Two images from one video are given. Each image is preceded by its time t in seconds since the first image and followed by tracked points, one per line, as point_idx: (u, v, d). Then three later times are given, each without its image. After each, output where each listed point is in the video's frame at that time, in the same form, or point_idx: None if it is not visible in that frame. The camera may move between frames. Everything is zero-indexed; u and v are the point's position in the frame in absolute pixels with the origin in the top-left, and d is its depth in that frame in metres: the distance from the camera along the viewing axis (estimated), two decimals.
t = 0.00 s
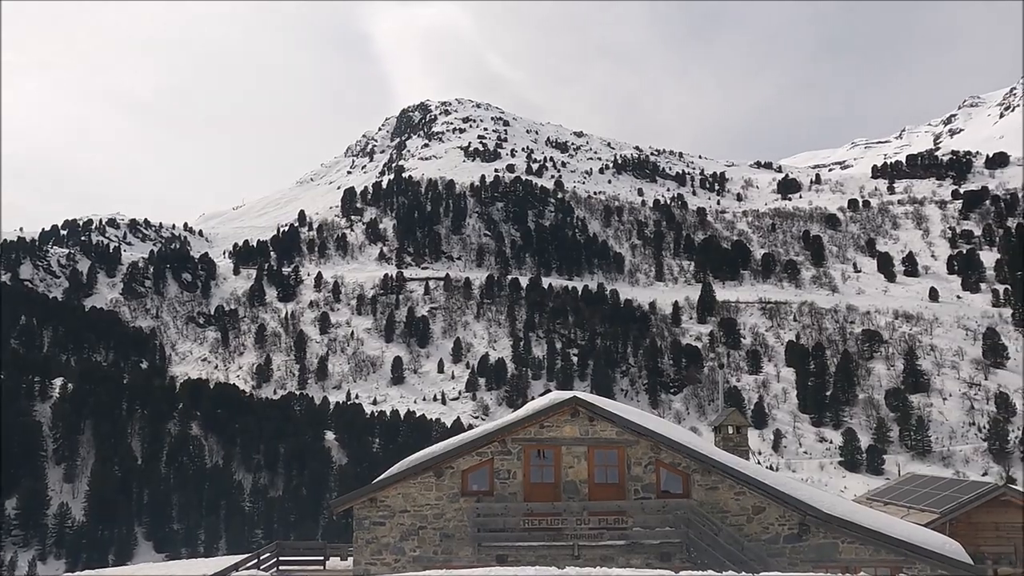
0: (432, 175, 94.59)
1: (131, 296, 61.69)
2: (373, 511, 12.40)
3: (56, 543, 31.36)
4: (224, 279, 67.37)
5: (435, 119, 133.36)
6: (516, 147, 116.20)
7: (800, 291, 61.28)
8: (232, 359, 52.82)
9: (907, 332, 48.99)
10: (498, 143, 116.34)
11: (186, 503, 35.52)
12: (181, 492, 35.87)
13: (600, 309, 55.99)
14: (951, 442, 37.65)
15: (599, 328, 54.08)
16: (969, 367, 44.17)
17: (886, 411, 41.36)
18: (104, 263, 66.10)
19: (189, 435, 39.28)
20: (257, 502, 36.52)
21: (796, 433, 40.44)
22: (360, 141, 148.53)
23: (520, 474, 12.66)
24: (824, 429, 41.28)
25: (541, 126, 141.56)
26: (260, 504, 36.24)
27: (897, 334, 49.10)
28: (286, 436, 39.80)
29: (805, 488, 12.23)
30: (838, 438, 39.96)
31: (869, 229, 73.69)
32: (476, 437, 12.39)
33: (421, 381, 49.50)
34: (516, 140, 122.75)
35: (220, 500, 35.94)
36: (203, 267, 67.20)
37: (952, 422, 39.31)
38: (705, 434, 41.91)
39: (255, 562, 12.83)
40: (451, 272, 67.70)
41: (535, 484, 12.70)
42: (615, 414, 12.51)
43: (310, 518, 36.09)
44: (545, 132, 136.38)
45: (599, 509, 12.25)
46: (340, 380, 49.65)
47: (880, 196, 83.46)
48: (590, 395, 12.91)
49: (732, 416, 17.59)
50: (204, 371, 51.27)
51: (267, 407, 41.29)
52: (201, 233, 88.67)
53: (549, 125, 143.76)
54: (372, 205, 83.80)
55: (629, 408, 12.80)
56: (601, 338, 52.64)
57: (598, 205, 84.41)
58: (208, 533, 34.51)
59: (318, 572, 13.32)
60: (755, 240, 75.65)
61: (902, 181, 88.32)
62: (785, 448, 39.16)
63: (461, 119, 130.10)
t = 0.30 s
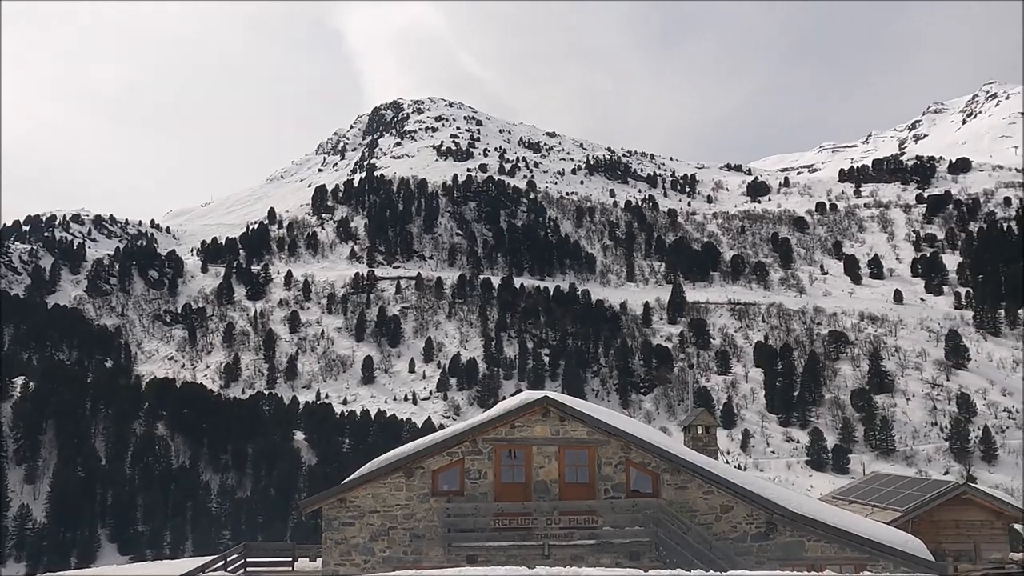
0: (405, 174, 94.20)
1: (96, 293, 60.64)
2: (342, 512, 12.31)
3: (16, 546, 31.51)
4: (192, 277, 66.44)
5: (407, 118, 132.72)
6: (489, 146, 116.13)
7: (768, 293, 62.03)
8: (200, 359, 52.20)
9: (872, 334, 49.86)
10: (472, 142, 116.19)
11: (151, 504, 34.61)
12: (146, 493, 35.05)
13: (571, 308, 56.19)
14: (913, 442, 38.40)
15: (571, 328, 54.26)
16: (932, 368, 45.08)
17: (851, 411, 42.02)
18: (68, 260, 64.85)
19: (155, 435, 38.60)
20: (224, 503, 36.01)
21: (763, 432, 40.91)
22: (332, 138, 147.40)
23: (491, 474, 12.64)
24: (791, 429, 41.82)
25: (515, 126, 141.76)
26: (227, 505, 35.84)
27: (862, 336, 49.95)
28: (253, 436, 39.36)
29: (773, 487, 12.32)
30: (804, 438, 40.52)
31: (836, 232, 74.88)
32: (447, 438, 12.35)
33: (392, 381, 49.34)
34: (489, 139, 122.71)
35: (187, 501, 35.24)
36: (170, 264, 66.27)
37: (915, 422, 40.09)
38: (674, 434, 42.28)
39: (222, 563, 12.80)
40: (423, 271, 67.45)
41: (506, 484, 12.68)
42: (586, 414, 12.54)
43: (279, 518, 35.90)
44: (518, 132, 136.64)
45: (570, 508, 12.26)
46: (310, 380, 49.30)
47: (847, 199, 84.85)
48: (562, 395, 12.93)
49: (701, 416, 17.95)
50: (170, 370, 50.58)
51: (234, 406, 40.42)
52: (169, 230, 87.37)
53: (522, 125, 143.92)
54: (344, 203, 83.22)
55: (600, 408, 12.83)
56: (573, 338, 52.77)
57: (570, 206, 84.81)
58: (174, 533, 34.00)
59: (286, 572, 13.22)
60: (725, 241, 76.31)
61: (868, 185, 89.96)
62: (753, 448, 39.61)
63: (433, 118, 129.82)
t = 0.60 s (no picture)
0: (371, 170, 93.55)
1: (51, 288, 59.23)
2: (304, 510, 12.19)
3: None
4: (151, 272, 65.18)
5: (373, 113, 131.61)
6: (456, 144, 115.85)
7: (731, 292, 62.81)
8: (159, 355, 51.31)
9: (831, 333, 50.80)
10: (439, 139, 115.77)
11: (108, 504, 34.38)
12: (103, 492, 34.74)
13: (537, 306, 56.33)
14: (869, 439, 39.23)
15: (536, 326, 54.41)
16: (888, 367, 46.13)
17: (810, 408, 42.73)
18: (22, 254, 63.18)
19: (111, 433, 37.97)
20: (183, 501, 35.85)
21: (725, 430, 41.46)
22: (298, 132, 145.64)
23: (455, 471, 12.62)
24: (752, 426, 42.47)
25: (482, 123, 141.67)
26: (187, 504, 35.64)
27: (821, 335, 50.85)
28: (214, 434, 38.65)
29: (734, 484, 12.51)
30: (764, 435, 41.17)
31: (797, 233, 76.13)
32: (411, 435, 12.30)
33: (356, 378, 49.02)
34: (456, 136, 122.35)
35: (145, 500, 34.95)
36: (129, 258, 65.02)
37: (872, 419, 40.97)
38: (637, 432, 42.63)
39: (181, 563, 12.62)
40: (388, 268, 67.05)
41: (470, 481, 12.69)
42: (550, 411, 12.57)
43: (240, 515, 35.52)
44: (486, 130, 136.60)
45: (534, 505, 12.30)
46: (272, 377, 48.74)
47: (808, 200, 86.35)
48: (527, 393, 12.94)
49: (665, 413, 17.98)
50: (128, 367, 49.59)
51: (194, 403, 39.64)
52: (127, 224, 85.52)
53: (489, 123, 143.66)
54: (308, 198, 82.37)
55: (565, 405, 12.87)
56: (538, 335, 52.82)
57: (537, 204, 85.03)
58: (131, 533, 33.96)
59: (248, 571, 13.12)
60: (688, 241, 76.74)
61: (829, 186, 91.68)
62: (715, 445, 40.14)
63: (399, 114, 129.24)
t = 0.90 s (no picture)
0: (332, 164, 92.55)
1: None
2: (261, 509, 12.04)
3: None
4: (104, 266, 63.58)
5: (335, 107, 130.30)
6: (419, 139, 115.42)
7: (690, 290, 63.40)
8: (112, 351, 50.17)
9: (787, 331, 51.64)
10: (402, 134, 115.12)
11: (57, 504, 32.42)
12: (52, 492, 32.51)
13: (499, 304, 56.36)
14: (824, 435, 40.02)
15: (498, 323, 54.42)
16: (842, 365, 47.13)
17: (767, 405, 43.39)
18: None
19: (62, 430, 35.95)
20: (136, 500, 35.10)
21: (684, 427, 41.92)
22: (257, 125, 143.26)
23: (415, 469, 12.57)
24: (710, 423, 43.01)
25: (445, 119, 141.28)
26: (140, 503, 34.89)
27: (778, 333, 51.67)
28: (169, 432, 38.38)
29: (691, 480, 12.66)
30: (722, 431, 41.74)
31: (756, 232, 77.26)
32: (371, 432, 12.20)
33: (316, 375, 48.58)
34: (418, 132, 121.61)
35: (97, 500, 33.89)
36: (80, 251, 63.49)
37: (826, 415, 41.80)
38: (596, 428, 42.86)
39: (134, 564, 12.45)
40: (348, 264, 66.41)
41: (431, 479, 12.65)
42: (510, 408, 12.59)
43: (195, 515, 35.36)
44: (449, 126, 136.20)
45: (494, 502, 12.31)
46: (229, 374, 47.95)
47: (766, 201, 87.79)
48: (487, 390, 12.92)
49: (624, 411, 18.40)
50: (79, 363, 48.37)
51: (148, 399, 39.27)
52: (79, 215, 83.29)
53: (452, 118, 143.08)
54: (267, 192, 81.18)
55: (525, 402, 12.88)
56: (500, 332, 52.73)
57: (499, 200, 85.08)
58: (82, 533, 32.66)
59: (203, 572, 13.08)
60: (649, 239, 76.98)
61: (786, 187, 93.39)
62: (674, 441, 40.54)
63: (361, 109, 128.17)
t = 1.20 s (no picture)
0: (290, 159, 91.35)
1: None
2: (215, 508, 11.86)
3: None
4: (52, 260, 61.86)
5: (293, 101, 128.68)
6: (379, 135, 114.68)
7: (649, 289, 63.96)
8: (60, 347, 48.91)
9: (743, 330, 52.43)
10: (362, 129, 114.29)
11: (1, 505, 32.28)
12: None
13: (459, 301, 56.28)
14: (778, 431, 40.79)
15: (458, 320, 54.34)
16: (796, 363, 48.08)
17: (723, 402, 44.06)
18: None
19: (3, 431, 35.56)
20: (85, 501, 33.97)
21: (642, 424, 42.25)
22: (213, 117, 140.49)
23: (373, 466, 12.51)
24: (667, 420, 43.43)
25: (407, 114, 140.54)
26: (88, 503, 33.79)
27: (734, 331, 52.42)
28: (120, 430, 37.11)
29: (649, 476, 12.80)
30: (679, 428, 42.25)
31: (713, 232, 78.32)
32: (328, 430, 12.10)
33: (273, 372, 48.00)
34: (379, 128, 120.74)
35: (43, 500, 32.99)
36: (27, 245, 61.74)
37: (779, 412, 42.61)
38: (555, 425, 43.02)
39: (82, 566, 12.25)
40: (306, 260, 65.69)
41: (388, 477, 12.60)
42: (469, 405, 12.58)
43: (146, 516, 34.31)
44: (410, 122, 135.55)
45: (452, 499, 12.32)
46: (183, 371, 47.05)
47: (724, 201, 89.08)
48: (446, 387, 12.89)
49: (583, 409, 18.29)
50: (26, 361, 47.10)
51: (98, 398, 38.01)
52: (26, 208, 80.77)
53: (414, 114, 142.26)
54: (223, 186, 79.98)
55: (484, 399, 12.87)
56: (459, 330, 52.59)
57: (460, 198, 85.04)
58: (27, 535, 31.76)
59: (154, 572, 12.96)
60: (609, 238, 77.36)
61: (743, 188, 94.92)
62: (632, 438, 40.89)
63: (321, 103, 126.82)
